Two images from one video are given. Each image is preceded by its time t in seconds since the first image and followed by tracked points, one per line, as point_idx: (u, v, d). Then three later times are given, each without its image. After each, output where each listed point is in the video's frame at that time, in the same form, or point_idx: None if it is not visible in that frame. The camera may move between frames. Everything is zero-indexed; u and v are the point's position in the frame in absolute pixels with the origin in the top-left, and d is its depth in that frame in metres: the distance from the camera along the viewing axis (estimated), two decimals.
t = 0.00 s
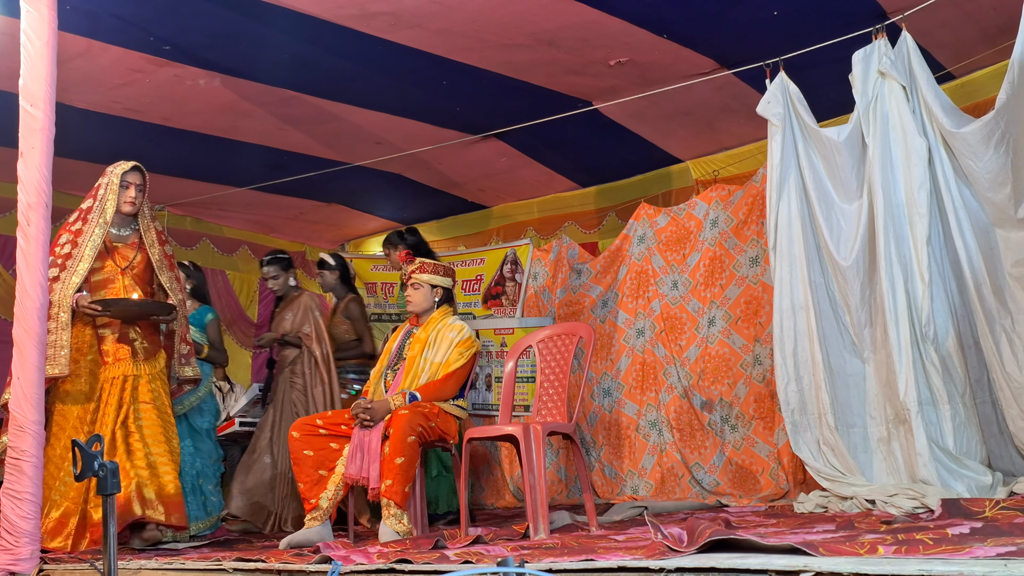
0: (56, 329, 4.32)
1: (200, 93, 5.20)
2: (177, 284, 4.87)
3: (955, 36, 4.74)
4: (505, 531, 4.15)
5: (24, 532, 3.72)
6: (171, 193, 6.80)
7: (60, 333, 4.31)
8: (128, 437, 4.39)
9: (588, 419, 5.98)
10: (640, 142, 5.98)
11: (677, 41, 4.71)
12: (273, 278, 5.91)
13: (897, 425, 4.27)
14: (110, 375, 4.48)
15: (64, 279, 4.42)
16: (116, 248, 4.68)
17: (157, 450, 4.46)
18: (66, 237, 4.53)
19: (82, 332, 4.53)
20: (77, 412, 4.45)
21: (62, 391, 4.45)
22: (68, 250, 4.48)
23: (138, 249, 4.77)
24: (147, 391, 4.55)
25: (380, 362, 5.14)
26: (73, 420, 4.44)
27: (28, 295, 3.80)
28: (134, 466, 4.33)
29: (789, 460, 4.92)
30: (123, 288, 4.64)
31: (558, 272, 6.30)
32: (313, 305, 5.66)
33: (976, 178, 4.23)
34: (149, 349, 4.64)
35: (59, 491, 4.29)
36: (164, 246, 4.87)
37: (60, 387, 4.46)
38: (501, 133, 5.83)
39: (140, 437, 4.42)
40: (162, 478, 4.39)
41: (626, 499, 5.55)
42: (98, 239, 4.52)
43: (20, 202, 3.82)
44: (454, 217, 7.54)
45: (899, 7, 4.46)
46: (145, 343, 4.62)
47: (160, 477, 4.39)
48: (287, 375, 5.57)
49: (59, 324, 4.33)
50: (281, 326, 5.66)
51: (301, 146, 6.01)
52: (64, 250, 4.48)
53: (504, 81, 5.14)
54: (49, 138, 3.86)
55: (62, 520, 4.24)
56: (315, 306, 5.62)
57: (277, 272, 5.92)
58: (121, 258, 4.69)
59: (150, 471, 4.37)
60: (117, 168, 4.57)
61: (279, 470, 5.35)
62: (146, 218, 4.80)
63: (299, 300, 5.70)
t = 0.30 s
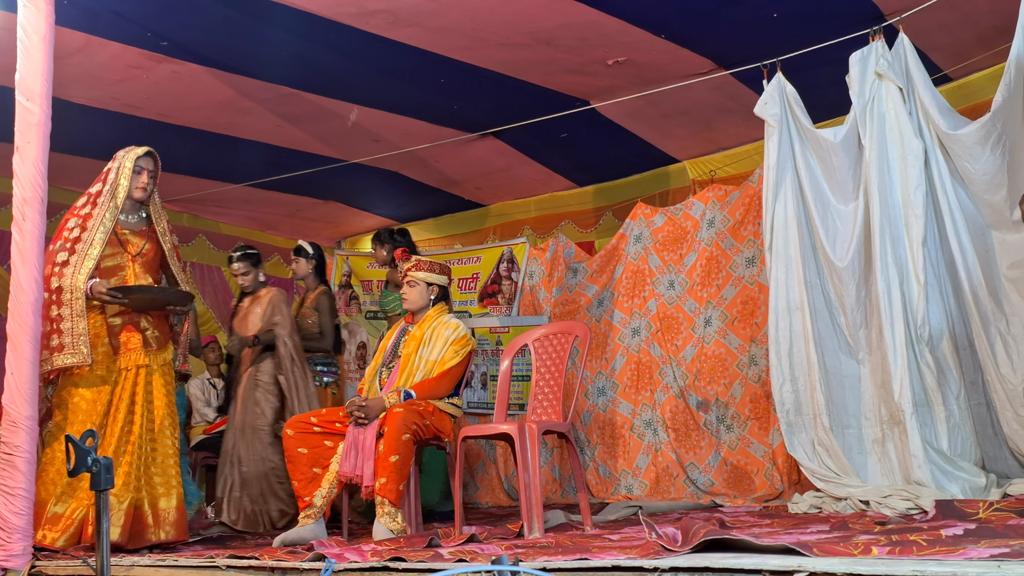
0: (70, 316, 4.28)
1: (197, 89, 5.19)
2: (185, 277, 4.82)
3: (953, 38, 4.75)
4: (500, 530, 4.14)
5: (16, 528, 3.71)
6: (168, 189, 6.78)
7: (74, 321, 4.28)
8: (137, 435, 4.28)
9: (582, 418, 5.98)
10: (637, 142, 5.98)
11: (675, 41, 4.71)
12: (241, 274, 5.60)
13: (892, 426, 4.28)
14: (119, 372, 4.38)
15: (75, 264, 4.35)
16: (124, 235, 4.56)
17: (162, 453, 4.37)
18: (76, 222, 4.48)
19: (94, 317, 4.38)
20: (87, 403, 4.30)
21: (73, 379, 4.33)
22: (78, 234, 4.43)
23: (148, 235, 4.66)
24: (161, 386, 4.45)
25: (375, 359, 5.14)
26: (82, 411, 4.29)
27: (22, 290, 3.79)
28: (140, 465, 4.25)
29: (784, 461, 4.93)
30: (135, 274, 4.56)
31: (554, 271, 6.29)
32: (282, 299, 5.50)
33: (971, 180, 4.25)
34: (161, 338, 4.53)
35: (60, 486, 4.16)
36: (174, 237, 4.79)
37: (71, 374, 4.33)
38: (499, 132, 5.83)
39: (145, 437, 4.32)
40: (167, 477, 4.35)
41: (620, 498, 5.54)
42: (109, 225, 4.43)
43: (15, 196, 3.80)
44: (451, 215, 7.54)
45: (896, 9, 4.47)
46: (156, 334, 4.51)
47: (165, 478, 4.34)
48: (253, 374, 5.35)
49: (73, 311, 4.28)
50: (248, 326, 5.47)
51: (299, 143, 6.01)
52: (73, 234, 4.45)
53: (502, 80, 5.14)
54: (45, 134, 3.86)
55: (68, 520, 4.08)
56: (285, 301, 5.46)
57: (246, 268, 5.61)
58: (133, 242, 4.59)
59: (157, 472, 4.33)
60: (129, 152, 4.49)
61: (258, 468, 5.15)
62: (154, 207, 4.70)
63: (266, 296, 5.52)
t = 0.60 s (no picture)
0: (82, 313, 4.13)
1: (193, 87, 5.18)
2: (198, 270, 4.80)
3: (947, 39, 4.76)
4: (494, 530, 4.14)
5: (9, 527, 3.69)
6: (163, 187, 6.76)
7: (86, 318, 4.12)
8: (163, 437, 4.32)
9: (577, 417, 5.97)
10: (632, 141, 5.99)
11: (671, 41, 4.72)
12: (217, 270, 5.49)
13: (886, 426, 4.28)
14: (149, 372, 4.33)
15: (90, 259, 4.21)
16: (136, 229, 4.50)
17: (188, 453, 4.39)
18: (86, 215, 4.32)
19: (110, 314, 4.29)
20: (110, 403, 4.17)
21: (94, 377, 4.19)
22: (89, 228, 4.27)
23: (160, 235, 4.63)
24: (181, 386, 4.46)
25: (370, 359, 5.14)
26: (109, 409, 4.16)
27: (16, 288, 3.76)
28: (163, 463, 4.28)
29: (779, 461, 4.94)
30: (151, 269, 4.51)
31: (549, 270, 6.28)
32: (260, 301, 5.42)
33: (966, 180, 4.26)
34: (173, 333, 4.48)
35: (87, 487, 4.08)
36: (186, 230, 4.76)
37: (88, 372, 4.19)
38: (495, 131, 5.83)
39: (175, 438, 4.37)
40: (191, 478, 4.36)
41: (615, 498, 5.54)
42: (123, 219, 4.33)
43: (8, 194, 3.77)
44: (446, 214, 7.53)
45: (891, 10, 4.48)
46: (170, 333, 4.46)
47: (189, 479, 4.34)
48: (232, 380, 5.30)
49: (86, 307, 4.14)
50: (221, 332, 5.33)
51: (294, 142, 6.00)
52: (84, 227, 4.28)
53: (498, 79, 5.14)
54: (39, 131, 3.84)
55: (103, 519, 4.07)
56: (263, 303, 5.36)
57: (221, 265, 5.52)
58: (148, 240, 4.55)
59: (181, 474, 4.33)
60: (141, 143, 4.42)
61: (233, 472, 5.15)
62: (166, 199, 4.67)
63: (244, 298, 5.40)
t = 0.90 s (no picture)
0: (99, 306, 3.89)
1: (187, 85, 5.17)
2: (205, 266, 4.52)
3: (941, 41, 4.77)
4: (488, 530, 4.13)
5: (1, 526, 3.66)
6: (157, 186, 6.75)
7: (102, 312, 3.88)
8: (190, 429, 4.08)
9: (572, 417, 5.97)
10: (627, 142, 5.99)
11: (666, 42, 4.73)
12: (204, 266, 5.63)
13: (880, 427, 4.29)
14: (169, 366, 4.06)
15: (104, 252, 3.96)
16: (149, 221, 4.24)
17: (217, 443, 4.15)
18: (98, 206, 4.02)
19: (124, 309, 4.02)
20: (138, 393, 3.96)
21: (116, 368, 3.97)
22: (103, 220, 3.99)
23: (168, 231, 4.34)
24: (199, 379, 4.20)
25: (364, 359, 5.14)
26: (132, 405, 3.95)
27: (9, 286, 3.74)
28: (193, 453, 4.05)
29: (772, 461, 4.95)
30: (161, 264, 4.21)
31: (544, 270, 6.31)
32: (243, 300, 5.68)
33: (960, 182, 4.26)
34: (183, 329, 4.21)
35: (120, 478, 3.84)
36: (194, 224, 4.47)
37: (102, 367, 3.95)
38: (490, 131, 5.83)
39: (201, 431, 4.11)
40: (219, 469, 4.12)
41: (609, 498, 5.54)
42: (135, 214, 4.06)
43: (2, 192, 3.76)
44: (441, 214, 7.53)
45: (886, 12, 4.49)
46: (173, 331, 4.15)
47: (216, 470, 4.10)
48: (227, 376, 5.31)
49: (101, 302, 3.90)
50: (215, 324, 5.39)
51: (289, 141, 5.99)
52: (97, 219, 3.99)
53: (493, 79, 5.14)
54: (33, 130, 3.80)
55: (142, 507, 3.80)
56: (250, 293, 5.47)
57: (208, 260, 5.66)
58: (157, 235, 4.26)
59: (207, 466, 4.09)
60: (155, 135, 4.14)
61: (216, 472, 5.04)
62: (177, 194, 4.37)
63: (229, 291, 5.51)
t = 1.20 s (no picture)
0: (125, 302, 3.69)
1: (184, 85, 5.17)
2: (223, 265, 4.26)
3: (938, 42, 4.78)
4: (484, 529, 4.13)
5: None
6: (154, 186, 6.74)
7: (130, 306, 3.68)
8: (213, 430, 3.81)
9: (569, 418, 5.97)
10: (624, 142, 5.99)
11: (663, 42, 4.73)
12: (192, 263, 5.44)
13: (876, 427, 4.29)
14: (181, 365, 3.81)
15: (129, 245, 3.74)
16: (170, 215, 4.01)
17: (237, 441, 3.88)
18: (119, 197, 3.86)
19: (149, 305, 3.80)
20: (150, 394, 3.69)
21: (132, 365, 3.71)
22: (126, 212, 3.80)
23: (187, 225, 4.09)
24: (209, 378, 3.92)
25: (361, 359, 5.14)
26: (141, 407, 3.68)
27: (5, 286, 3.62)
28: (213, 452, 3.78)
29: (769, 462, 4.97)
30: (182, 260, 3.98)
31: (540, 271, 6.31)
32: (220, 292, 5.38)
33: (958, 183, 4.26)
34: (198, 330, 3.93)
35: (140, 483, 3.61)
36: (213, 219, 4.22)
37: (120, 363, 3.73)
38: (487, 131, 5.83)
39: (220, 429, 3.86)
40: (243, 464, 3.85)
41: (605, 498, 5.54)
42: (159, 206, 3.82)
43: None
44: (438, 214, 7.53)
45: (883, 13, 4.49)
46: (193, 329, 3.91)
47: (239, 466, 3.83)
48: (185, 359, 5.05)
49: (128, 296, 3.69)
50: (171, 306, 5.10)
51: (286, 141, 5.99)
52: (119, 211, 3.81)
53: (489, 79, 5.14)
54: (29, 130, 3.71)
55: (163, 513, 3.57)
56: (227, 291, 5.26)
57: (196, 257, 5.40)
58: (177, 230, 4.01)
59: (229, 462, 3.82)
60: (178, 128, 3.87)
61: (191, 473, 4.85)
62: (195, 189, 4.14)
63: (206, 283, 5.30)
